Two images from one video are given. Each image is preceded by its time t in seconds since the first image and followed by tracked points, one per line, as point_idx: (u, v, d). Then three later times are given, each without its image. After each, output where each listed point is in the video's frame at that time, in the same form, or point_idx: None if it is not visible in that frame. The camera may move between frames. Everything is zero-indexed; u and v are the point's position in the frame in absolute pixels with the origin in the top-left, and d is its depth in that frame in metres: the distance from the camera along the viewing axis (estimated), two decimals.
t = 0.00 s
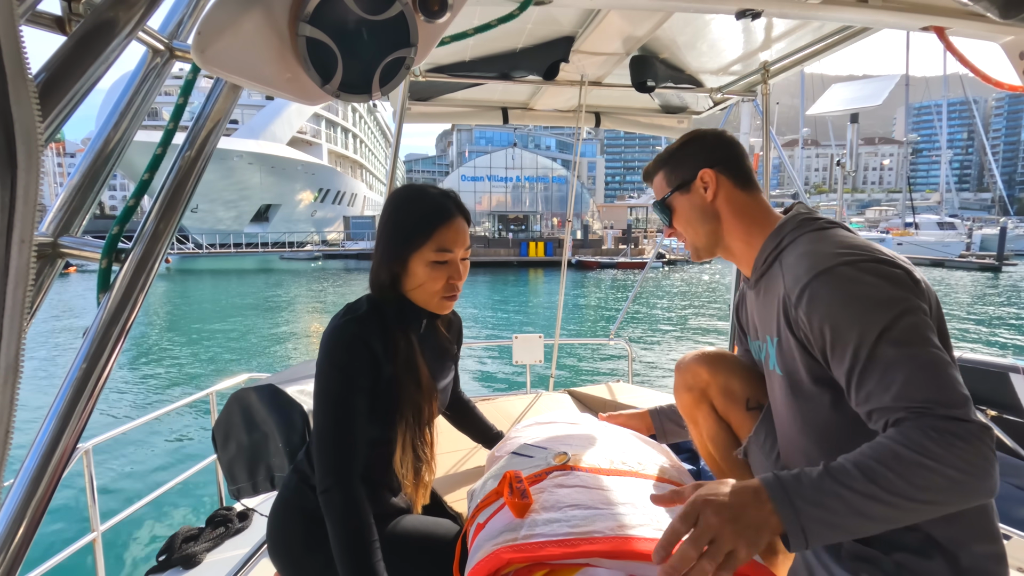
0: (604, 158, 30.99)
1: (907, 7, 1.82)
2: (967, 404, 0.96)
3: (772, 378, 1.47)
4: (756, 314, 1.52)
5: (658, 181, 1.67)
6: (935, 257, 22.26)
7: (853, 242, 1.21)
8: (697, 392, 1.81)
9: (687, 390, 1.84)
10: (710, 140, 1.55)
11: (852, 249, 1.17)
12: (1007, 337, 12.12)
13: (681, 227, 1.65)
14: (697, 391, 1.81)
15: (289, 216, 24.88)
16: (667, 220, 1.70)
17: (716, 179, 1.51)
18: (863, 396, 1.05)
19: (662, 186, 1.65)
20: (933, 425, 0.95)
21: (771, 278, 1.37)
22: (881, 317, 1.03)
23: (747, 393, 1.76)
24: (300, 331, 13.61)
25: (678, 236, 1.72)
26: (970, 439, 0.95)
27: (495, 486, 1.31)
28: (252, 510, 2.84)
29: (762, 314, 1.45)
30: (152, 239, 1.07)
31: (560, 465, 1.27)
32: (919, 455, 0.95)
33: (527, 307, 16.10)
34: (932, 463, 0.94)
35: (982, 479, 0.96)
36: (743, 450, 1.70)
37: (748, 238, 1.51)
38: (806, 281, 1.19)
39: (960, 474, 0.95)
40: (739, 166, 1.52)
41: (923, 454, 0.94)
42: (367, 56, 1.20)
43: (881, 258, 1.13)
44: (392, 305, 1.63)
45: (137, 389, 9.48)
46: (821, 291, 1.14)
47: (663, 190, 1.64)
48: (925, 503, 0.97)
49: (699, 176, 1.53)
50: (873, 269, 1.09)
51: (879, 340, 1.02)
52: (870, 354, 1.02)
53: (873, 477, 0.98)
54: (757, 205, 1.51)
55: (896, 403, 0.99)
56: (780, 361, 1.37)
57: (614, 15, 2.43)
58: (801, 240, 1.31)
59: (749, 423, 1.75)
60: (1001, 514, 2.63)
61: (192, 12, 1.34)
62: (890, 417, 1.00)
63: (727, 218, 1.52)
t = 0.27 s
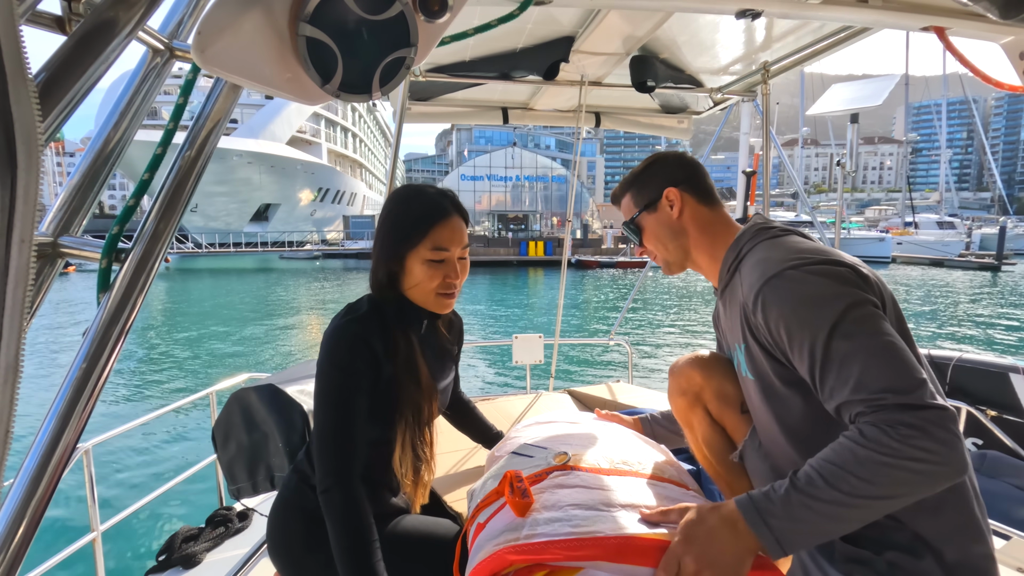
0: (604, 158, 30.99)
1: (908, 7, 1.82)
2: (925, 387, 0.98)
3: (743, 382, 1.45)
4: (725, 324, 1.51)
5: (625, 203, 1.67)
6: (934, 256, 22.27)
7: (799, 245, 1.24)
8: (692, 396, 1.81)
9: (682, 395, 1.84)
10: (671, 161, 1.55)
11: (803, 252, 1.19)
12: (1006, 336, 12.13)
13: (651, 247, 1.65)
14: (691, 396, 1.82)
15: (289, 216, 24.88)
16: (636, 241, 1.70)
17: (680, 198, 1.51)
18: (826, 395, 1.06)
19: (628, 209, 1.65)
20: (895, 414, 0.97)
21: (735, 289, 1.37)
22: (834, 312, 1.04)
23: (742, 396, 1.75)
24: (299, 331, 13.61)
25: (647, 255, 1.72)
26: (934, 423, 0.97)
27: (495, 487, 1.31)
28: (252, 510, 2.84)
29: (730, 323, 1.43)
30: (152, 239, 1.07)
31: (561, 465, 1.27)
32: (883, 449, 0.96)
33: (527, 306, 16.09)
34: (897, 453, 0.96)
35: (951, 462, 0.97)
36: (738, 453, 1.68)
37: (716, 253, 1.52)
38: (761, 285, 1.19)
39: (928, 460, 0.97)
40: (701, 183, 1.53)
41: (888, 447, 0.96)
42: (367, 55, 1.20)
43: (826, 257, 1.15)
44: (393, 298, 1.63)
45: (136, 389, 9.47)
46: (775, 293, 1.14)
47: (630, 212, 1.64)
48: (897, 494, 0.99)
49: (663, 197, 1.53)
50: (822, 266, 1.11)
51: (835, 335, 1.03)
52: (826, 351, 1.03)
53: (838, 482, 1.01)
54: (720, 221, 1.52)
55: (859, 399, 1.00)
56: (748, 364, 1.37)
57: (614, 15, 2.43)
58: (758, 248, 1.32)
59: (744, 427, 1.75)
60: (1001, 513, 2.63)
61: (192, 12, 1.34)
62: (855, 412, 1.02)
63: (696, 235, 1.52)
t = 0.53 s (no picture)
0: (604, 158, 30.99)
1: (908, 8, 1.82)
2: (883, 386, 1.00)
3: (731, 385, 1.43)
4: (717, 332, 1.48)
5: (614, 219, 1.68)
6: (934, 256, 22.28)
7: (770, 245, 1.24)
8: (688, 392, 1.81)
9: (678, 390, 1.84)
10: (652, 178, 1.56)
11: (773, 254, 1.20)
12: (1005, 336, 12.14)
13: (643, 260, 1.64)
14: (690, 393, 1.83)
15: (288, 216, 24.87)
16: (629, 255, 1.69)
17: (663, 211, 1.51)
18: (795, 396, 1.08)
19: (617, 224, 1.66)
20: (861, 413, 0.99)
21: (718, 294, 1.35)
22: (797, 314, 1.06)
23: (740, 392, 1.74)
24: (299, 331, 13.61)
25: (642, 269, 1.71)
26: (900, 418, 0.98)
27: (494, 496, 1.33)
28: (252, 510, 2.83)
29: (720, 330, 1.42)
30: (152, 239, 1.07)
31: (567, 476, 1.28)
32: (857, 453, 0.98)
33: (526, 306, 16.09)
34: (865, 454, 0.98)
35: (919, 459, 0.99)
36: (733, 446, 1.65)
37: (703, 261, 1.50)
38: (733, 288, 1.20)
39: (897, 460, 0.98)
40: (683, 195, 1.53)
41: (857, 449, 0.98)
42: (368, 55, 1.20)
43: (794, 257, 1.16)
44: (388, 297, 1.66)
45: (136, 389, 9.47)
46: (743, 297, 1.16)
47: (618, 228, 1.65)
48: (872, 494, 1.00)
49: (646, 212, 1.54)
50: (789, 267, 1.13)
51: (799, 337, 1.05)
52: (792, 354, 1.06)
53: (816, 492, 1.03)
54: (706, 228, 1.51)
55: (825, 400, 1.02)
56: (730, 368, 1.37)
57: (614, 15, 2.43)
58: (735, 253, 1.31)
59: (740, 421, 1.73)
60: (1000, 513, 2.63)
61: (192, 12, 1.34)
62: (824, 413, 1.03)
63: (682, 245, 1.51)
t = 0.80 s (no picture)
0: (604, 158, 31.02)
1: (909, 8, 1.82)
2: (863, 427, 1.02)
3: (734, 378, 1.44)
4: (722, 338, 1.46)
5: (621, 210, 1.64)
6: (933, 256, 22.29)
7: (787, 247, 1.18)
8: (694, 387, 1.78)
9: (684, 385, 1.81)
10: (668, 171, 1.58)
11: (787, 260, 1.14)
12: (1004, 336, 12.14)
13: (652, 251, 1.59)
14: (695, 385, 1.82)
15: (288, 216, 24.87)
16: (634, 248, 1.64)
17: (682, 198, 1.52)
18: (782, 421, 1.10)
19: (625, 213, 1.62)
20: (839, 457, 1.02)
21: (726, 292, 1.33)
22: (792, 342, 1.06)
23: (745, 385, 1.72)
24: (299, 331, 13.61)
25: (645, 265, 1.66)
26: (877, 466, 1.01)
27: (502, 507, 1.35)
28: (252, 510, 2.83)
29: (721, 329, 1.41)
30: (152, 239, 1.07)
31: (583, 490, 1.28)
32: (840, 505, 1.00)
33: (526, 307, 16.09)
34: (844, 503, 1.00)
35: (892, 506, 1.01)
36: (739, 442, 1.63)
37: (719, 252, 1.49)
38: (739, 294, 1.18)
39: (876, 501, 1.00)
40: (696, 190, 1.56)
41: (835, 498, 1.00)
42: (367, 56, 1.20)
43: (808, 269, 1.11)
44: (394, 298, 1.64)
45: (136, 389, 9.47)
46: (746, 308, 1.15)
47: (627, 216, 1.61)
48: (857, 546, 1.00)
49: (665, 197, 1.54)
50: (796, 284, 1.09)
51: (791, 366, 1.06)
52: (784, 379, 1.07)
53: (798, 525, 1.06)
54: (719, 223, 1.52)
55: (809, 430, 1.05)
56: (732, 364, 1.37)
57: (615, 15, 2.43)
58: (747, 251, 1.26)
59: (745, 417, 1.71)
60: (1001, 513, 2.63)
61: (192, 12, 1.34)
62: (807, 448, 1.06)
63: (698, 233, 1.50)
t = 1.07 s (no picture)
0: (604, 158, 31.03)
1: (908, 8, 1.82)
2: (867, 441, 1.03)
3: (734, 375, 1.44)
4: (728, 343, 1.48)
5: (626, 198, 1.58)
6: (933, 256, 22.30)
7: (800, 249, 1.16)
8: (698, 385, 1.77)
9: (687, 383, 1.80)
10: (678, 160, 1.55)
11: (801, 261, 1.12)
12: (1003, 336, 12.15)
13: (660, 243, 1.55)
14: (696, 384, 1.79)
15: (288, 216, 24.87)
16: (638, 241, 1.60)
17: (696, 188, 1.50)
18: (785, 430, 1.11)
19: (633, 201, 1.56)
20: (838, 473, 1.03)
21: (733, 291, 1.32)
22: (799, 353, 1.06)
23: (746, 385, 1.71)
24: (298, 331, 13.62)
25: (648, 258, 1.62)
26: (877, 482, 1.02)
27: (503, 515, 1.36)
28: (252, 510, 2.83)
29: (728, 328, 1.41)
30: (152, 239, 1.07)
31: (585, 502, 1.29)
32: (839, 522, 1.02)
33: (526, 307, 16.09)
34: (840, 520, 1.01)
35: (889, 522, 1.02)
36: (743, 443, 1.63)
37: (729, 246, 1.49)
38: (748, 296, 1.18)
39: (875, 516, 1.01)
40: (705, 181, 1.55)
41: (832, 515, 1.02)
42: (367, 56, 1.20)
43: (822, 273, 1.09)
44: (389, 301, 1.63)
45: (135, 390, 9.47)
46: (753, 312, 1.15)
47: (637, 205, 1.55)
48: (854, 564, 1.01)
49: (678, 186, 1.51)
50: (807, 290, 1.08)
51: (797, 376, 1.06)
52: (788, 389, 1.08)
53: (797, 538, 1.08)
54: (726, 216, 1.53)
55: (811, 443, 1.06)
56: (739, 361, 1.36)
57: (614, 15, 2.43)
58: (758, 250, 1.24)
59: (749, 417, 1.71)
60: (1001, 513, 2.63)
61: (192, 12, 1.34)
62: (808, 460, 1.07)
63: (711, 227, 1.50)
